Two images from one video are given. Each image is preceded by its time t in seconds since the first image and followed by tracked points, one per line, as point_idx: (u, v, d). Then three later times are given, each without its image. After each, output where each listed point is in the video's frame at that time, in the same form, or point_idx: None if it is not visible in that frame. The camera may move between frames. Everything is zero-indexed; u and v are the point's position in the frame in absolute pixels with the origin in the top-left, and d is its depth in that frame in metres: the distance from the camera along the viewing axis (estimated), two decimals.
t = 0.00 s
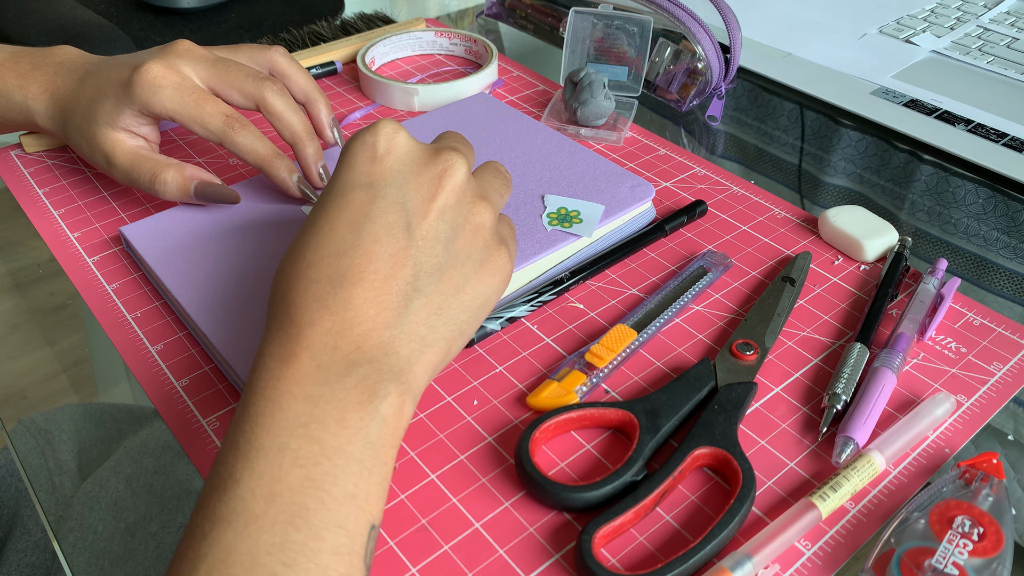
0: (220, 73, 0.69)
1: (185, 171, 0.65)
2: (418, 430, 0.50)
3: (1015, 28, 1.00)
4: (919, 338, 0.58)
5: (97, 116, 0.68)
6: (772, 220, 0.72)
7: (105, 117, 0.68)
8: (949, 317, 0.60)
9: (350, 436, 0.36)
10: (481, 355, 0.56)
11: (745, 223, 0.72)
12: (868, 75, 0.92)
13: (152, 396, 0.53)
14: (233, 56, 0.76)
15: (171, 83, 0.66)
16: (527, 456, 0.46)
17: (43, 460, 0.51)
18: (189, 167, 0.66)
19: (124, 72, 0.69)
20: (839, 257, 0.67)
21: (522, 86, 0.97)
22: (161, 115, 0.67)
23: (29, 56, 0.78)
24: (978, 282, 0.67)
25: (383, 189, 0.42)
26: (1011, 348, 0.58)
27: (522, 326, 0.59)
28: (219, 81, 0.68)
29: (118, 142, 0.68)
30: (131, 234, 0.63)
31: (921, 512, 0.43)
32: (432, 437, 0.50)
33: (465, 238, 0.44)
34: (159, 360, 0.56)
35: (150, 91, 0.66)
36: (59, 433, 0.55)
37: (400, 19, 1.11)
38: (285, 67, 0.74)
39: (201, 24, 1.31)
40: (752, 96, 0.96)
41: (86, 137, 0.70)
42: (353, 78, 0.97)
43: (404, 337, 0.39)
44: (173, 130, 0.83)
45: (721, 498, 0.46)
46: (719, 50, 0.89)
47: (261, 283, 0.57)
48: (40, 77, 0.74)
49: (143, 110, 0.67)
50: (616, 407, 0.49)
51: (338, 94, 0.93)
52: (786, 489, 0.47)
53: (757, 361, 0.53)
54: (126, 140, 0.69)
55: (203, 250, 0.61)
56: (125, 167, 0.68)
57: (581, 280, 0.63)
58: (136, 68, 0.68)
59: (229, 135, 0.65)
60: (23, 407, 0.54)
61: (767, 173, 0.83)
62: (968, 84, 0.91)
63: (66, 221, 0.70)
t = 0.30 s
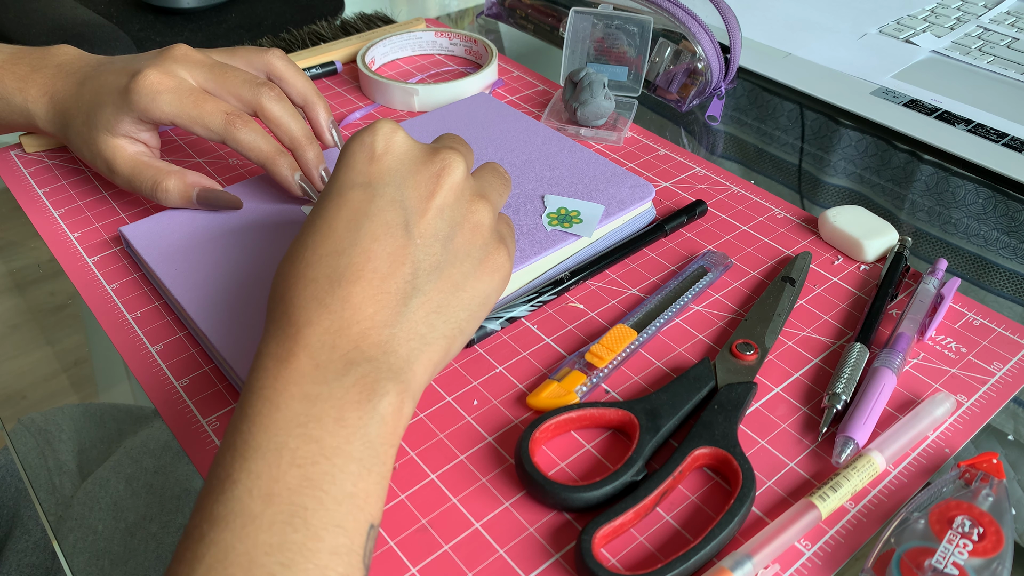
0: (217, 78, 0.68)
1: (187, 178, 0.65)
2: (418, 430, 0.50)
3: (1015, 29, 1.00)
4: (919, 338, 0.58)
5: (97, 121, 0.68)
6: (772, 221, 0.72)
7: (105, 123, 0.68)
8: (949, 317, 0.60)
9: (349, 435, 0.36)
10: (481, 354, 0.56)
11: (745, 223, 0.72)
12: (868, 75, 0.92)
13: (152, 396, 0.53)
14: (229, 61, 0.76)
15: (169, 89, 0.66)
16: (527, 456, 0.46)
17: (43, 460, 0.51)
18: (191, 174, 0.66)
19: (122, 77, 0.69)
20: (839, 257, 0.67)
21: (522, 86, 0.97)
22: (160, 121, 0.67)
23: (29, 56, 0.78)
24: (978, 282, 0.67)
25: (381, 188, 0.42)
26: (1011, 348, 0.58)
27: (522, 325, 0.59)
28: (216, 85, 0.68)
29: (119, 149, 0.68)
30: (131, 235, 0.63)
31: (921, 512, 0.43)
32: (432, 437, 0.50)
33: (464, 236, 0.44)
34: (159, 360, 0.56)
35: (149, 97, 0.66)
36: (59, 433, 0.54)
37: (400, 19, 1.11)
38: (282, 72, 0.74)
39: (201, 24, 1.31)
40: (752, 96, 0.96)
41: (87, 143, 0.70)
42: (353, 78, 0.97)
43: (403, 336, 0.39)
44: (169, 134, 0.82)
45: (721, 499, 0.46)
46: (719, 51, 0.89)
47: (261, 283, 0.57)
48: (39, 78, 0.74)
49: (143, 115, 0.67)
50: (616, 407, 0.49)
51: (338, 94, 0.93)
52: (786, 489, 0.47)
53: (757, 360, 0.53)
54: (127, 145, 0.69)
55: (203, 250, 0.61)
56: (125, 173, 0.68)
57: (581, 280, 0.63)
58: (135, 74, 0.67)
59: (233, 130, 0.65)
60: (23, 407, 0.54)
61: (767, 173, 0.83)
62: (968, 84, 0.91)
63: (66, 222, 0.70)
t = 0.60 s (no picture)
0: (216, 79, 0.68)
1: (186, 180, 0.65)
2: (419, 430, 0.50)
3: (1015, 29, 1.00)
4: (919, 338, 0.58)
5: (98, 123, 0.68)
6: (772, 221, 0.72)
7: (105, 124, 0.68)
8: (949, 317, 0.60)
9: (348, 435, 0.36)
10: (481, 355, 0.56)
11: (745, 223, 0.72)
12: (868, 75, 0.92)
13: (152, 396, 0.53)
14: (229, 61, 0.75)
15: (169, 91, 0.66)
16: (527, 456, 0.46)
17: (43, 460, 0.51)
18: (191, 176, 0.66)
19: (122, 79, 0.68)
20: (839, 257, 0.67)
21: (522, 86, 0.97)
22: (160, 122, 0.67)
23: (29, 56, 0.78)
24: (978, 282, 0.67)
25: (379, 187, 0.42)
26: (1011, 348, 0.58)
27: (522, 326, 0.59)
28: (215, 86, 0.68)
29: (119, 150, 0.68)
30: (131, 235, 0.63)
31: (921, 512, 0.43)
32: (432, 437, 0.50)
33: (463, 235, 0.44)
34: (159, 360, 0.56)
35: (149, 98, 0.65)
36: (59, 433, 0.54)
37: (400, 19, 1.11)
38: (282, 72, 0.74)
39: (201, 24, 1.31)
40: (753, 96, 0.96)
41: (88, 144, 0.70)
42: (353, 78, 0.97)
43: (402, 335, 0.39)
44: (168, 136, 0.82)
45: (721, 498, 0.46)
46: (719, 51, 0.89)
47: (261, 282, 0.57)
48: (39, 78, 0.74)
49: (142, 117, 0.67)
50: (616, 407, 0.49)
51: (338, 94, 0.93)
52: (786, 489, 0.47)
53: (757, 360, 0.53)
54: (127, 146, 0.69)
55: (203, 250, 0.61)
56: (125, 175, 0.68)
57: (581, 280, 0.63)
58: (135, 75, 0.67)
59: (234, 129, 0.65)
60: (23, 407, 0.54)
61: (767, 173, 0.83)
62: (968, 84, 0.91)
63: (66, 221, 0.70)
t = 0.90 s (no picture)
0: (212, 81, 0.68)
1: (185, 182, 0.65)
2: (418, 430, 0.50)
3: (1015, 29, 1.00)
4: (919, 338, 0.58)
5: (97, 126, 0.68)
6: (772, 220, 0.72)
7: (105, 127, 0.68)
8: (949, 318, 0.60)
9: (347, 435, 0.36)
10: (481, 354, 0.56)
11: (745, 223, 0.72)
12: (868, 75, 0.92)
13: (152, 396, 0.53)
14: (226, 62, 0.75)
15: (168, 93, 0.66)
16: (527, 456, 0.46)
17: (42, 460, 0.51)
18: (189, 177, 0.66)
19: (121, 81, 0.68)
20: (839, 257, 0.67)
21: (522, 86, 0.97)
22: (159, 125, 0.67)
23: (29, 55, 0.78)
24: (978, 282, 0.67)
25: (377, 187, 0.43)
26: (1011, 348, 0.58)
27: (522, 325, 0.59)
28: (212, 88, 0.68)
29: (119, 152, 0.68)
30: (130, 235, 0.63)
31: (921, 512, 0.43)
32: (431, 437, 0.50)
33: (463, 234, 0.44)
34: (159, 360, 0.56)
35: (148, 101, 0.65)
36: (58, 433, 0.54)
37: (400, 19, 1.11)
38: (279, 72, 0.74)
39: (201, 24, 1.31)
40: (752, 96, 0.96)
41: (88, 147, 0.70)
42: (353, 78, 0.97)
43: (401, 335, 0.39)
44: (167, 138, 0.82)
45: (721, 499, 0.46)
46: (719, 51, 0.89)
47: (261, 281, 0.57)
48: (39, 79, 0.74)
49: (141, 119, 0.67)
50: (616, 407, 0.49)
51: (338, 94, 0.93)
52: (786, 489, 0.47)
53: (757, 361, 0.53)
54: (127, 149, 0.69)
55: (203, 250, 0.61)
56: (125, 177, 0.68)
57: (581, 280, 0.63)
58: (133, 78, 0.67)
59: (232, 130, 0.65)
60: (23, 407, 0.54)
61: (767, 173, 0.83)
62: (968, 84, 0.91)
63: (66, 222, 0.70)
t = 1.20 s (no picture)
0: (213, 83, 0.68)
1: (184, 182, 0.65)
2: (418, 430, 0.50)
3: (1015, 29, 1.00)
4: (919, 338, 0.58)
5: (97, 126, 0.68)
6: (772, 220, 0.72)
7: (105, 128, 0.68)
8: (949, 317, 0.60)
9: (347, 433, 0.36)
10: (481, 354, 0.56)
11: (745, 223, 0.72)
12: (869, 75, 0.92)
13: (152, 396, 0.53)
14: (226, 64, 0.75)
15: (168, 95, 0.66)
16: (527, 456, 0.46)
17: (43, 460, 0.51)
18: (188, 178, 0.66)
19: (122, 82, 0.68)
20: (839, 257, 0.67)
21: (522, 86, 0.97)
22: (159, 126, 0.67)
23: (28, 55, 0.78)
24: (978, 282, 0.67)
25: (376, 185, 0.43)
26: (1011, 348, 0.58)
27: (522, 325, 0.59)
28: (212, 90, 0.68)
29: (119, 154, 0.68)
30: (130, 235, 0.63)
31: (921, 512, 0.43)
32: (431, 437, 0.50)
33: (462, 232, 0.44)
34: (159, 360, 0.56)
35: (147, 103, 0.66)
36: (59, 433, 0.54)
37: (401, 19, 1.11)
38: (280, 77, 0.74)
39: (201, 24, 1.31)
40: (752, 96, 0.96)
41: (89, 147, 0.70)
42: (353, 78, 0.97)
43: (401, 333, 0.39)
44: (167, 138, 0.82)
45: (721, 499, 0.46)
46: (719, 51, 0.89)
47: (261, 281, 0.57)
48: (41, 79, 0.74)
49: (141, 121, 0.67)
50: (616, 407, 0.49)
51: (338, 94, 0.93)
52: (786, 489, 0.47)
53: (757, 360, 0.53)
54: (128, 150, 0.69)
55: (204, 250, 0.61)
56: (126, 178, 0.68)
57: (581, 280, 0.63)
58: (133, 79, 0.67)
59: (232, 129, 0.65)
60: (23, 407, 0.54)
61: (767, 173, 0.83)
62: (968, 84, 0.90)
63: (66, 222, 0.70)
